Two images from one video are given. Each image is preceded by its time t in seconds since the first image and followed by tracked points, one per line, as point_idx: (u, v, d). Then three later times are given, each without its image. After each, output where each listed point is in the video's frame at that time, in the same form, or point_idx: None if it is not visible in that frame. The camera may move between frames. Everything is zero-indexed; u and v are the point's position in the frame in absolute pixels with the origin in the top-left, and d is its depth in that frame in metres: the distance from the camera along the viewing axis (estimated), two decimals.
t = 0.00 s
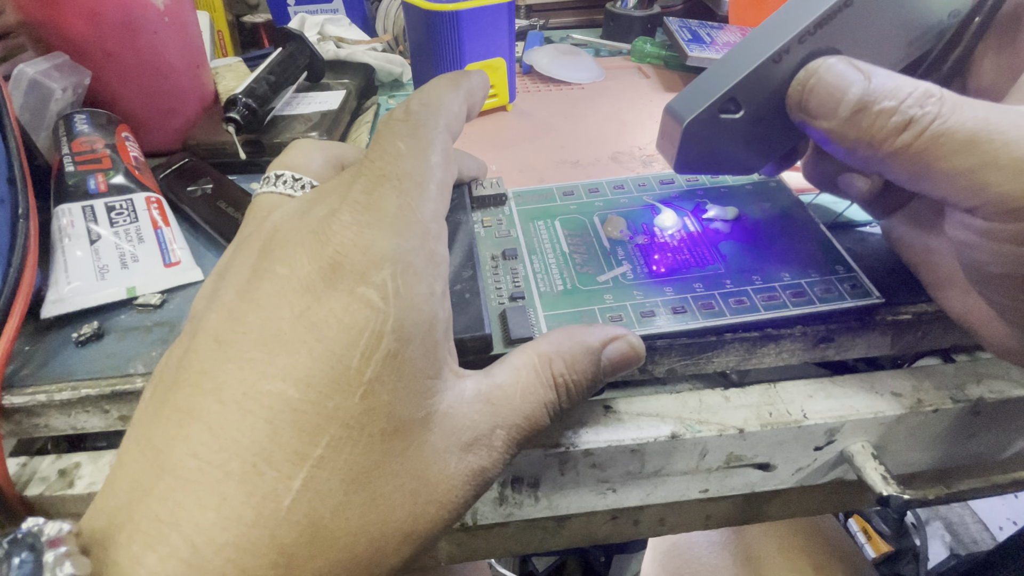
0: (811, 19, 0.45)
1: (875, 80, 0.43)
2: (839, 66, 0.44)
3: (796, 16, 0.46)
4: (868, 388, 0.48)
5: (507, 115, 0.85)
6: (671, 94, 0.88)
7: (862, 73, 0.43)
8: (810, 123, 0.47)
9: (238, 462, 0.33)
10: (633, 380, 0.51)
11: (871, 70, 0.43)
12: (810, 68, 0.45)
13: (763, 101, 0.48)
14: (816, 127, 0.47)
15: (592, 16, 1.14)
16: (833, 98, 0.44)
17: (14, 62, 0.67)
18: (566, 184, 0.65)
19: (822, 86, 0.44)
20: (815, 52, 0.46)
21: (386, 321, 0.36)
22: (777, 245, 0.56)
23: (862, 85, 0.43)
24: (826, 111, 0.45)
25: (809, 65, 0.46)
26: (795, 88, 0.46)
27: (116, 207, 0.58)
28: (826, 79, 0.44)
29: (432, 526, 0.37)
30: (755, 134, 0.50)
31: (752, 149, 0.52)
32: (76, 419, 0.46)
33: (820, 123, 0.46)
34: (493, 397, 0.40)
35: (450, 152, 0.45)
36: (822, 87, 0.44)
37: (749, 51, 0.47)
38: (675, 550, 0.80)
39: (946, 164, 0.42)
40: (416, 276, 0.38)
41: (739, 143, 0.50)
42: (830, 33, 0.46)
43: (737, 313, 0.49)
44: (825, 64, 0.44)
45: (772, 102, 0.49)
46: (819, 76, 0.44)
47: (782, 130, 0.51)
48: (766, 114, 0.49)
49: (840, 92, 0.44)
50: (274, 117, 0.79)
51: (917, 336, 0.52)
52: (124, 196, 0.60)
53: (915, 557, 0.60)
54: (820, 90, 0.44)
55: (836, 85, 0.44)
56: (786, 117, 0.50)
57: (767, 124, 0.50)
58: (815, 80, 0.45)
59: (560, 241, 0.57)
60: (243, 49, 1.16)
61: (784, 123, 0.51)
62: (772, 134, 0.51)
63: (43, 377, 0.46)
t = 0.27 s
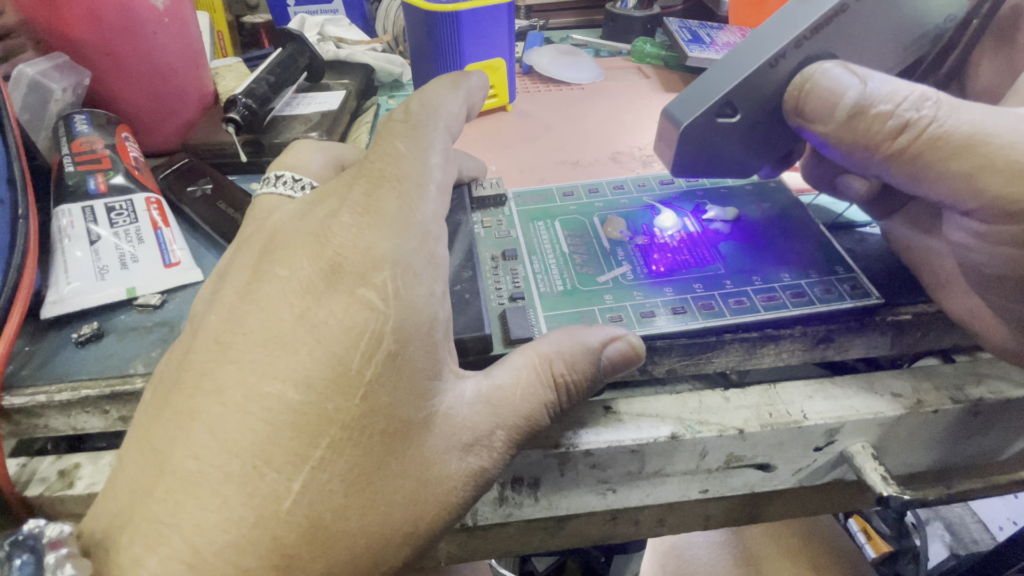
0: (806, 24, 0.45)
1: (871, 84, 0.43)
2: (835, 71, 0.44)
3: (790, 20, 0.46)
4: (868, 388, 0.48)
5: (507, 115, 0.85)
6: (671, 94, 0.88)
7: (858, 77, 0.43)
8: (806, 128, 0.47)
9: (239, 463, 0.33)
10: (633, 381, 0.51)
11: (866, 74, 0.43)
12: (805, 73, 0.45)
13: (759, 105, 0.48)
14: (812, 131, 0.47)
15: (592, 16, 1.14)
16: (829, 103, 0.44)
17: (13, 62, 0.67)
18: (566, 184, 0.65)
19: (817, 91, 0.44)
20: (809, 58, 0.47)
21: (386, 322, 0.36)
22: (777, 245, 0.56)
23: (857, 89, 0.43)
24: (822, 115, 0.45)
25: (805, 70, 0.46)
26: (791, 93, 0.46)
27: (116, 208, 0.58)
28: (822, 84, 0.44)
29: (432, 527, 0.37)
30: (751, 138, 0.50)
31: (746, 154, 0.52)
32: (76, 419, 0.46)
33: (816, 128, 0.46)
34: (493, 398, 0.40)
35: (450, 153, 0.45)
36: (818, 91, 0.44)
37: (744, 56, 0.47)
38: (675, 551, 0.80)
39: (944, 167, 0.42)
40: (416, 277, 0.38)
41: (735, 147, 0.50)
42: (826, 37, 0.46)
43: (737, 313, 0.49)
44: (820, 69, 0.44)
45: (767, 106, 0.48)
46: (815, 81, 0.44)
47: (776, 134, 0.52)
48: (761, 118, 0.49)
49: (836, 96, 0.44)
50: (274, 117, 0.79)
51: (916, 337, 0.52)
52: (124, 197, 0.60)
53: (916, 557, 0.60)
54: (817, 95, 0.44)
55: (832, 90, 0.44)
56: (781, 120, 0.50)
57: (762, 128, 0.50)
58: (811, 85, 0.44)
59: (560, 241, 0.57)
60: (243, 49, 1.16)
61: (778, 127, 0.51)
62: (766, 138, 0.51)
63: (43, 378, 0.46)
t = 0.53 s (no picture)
0: (793, 26, 0.45)
1: (865, 91, 0.42)
2: (831, 75, 0.43)
3: (779, 24, 0.46)
4: (868, 387, 0.48)
5: (507, 115, 0.85)
6: (671, 94, 0.88)
7: (852, 83, 0.42)
8: (797, 131, 0.47)
9: (243, 461, 0.33)
10: (634, 380, 0.51)
11: (860, 80, 0.43)
12: (801, 76, 0.44)
13: (748, 110, 0.48)
14: (805, 137, 0.47)
15: (592, 16, 1.14)
16: (824, 109, 0.43)
17: (15, 62, 0.67)
18: (566, 184, 0.65)
19: (813, 97, 0.43)
20: (798, 61, 0.46)
21: (389, 321, 0.36)
22: (777, 245, 0.56)
23: (851, 97, 0.42)
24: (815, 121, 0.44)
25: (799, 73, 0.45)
26: (784, 98, 0.45)
27: (118, 207, 0.59)
28: (817, 89, 0.43)
29: (435, 525, 0.37)
30: (740, 143, 0.51)
31: (734, 160, 0.52)
32: (78, 418, 0.46)
33: (807, 132, 0.46)
34: (495, 396, 0.40)
35: (451, 152, 0.45)
36: (814, 97, 0.43)
37: (733, 59, 0.47)
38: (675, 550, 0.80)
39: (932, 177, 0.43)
40: (419, 275, 0.38)
41: (723, 152, 0.51)
42: (817, 39, 0.46)
43: (738, 312, 0.49)
44: (817, 72, 0.43)
45: (756, 112, 0.48)
46: (811, 86, 0.43)
47: (768, 137, 0.51)
48: (750, 123, 0.49)
49: (831, 102, 0.43)
50: (275, 117, 0.79)
51: (917, 336, 0.52)
52: (125, 196, 0.60)
53: (916, 556, 0.60)
54: (811, 101, 0.44)
55: (826, 96, 0.43)
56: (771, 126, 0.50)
57: (752, 132, 0.50)
58: (807, 89, 0.44)
59: (561, 240, 0.57)
60: (244, 49, 1.17)
61: (769, 132, 0.51)
62: (756, 143, 0.52)
63: (46, 376, 0.47)
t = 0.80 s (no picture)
0: (773, 34, 0.45)
1: (848, 102, 0.41)
2: (813, 86, 0.42)
3: (761, 30, 0.47)
4: (868, 388, 0.48)
5: (506, 115, 0.85)
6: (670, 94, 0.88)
7: (831, 95, 0.42)
8: (780, 141, 0.47)
9: (240, 462, 0.33)
10: (632, 380, 0.51)
11: (840, 91, 0.42)
12: (780, 88, 0.44)
13: (729, 117, 0.49)
14: (788, 147, 0.46)
15: (592, 16, 1.14)
16: (806, 121, 0.43)
17: (13, 62, 0.67)
18: (565, 184, 0.65)
19: (795, 109, 0.43)
20: (781, 68, 0.47)
21: (388, 322, 0.36)
22: (777, 245, 0.56)
23: (833, 108, 0.42)
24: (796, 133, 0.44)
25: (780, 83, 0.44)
26: (766, 109, 0.45)
27: (116, 207, 0.58)
28: (795, 103, 0.43)
29: (433, 526, 0.37)
30: (724, 148, 0.52)
31: (720, 165, 0.54)
32: (75, 419, 0.46)
33: (790, 142, 0.46)
34: (494, 397, 0.40)
35: (450, 153, 0.45)
36: (796, 109, 0.43)
37: (714, 66, 0.49)
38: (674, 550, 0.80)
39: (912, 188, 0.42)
40: (417, 276, 0.38)
41: (705, 157, 0.52)
42: (800, 44, 0.46)
43: (736, 312, 0.49)
44: (799, 84, 0.43)
45: (737, 119, 0.50)
46: (793, 98, 0.43)
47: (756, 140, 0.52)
48: (732, 130, 0.50)
49: (813, 114, 0.42)
50: (274, 117, 0.79)
51: (916, 336, 0.52)
52: (123, 196, 0.60)
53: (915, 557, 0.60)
54: (790, 113, 0.43)
55: (804, 109, 0.43)
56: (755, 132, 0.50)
57: (737, 136, 0.51)
58: (789, 101, 0.43)
59: (560, 241, 0.57)
60: (243, 49, 1.17)
61: (755, 138, 0.51)
62: (741, 149, 0.52)
63: (43, 377, 0.46)
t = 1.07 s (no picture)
0: (764, 38, 0.45)
1: (841, 108, 0.41)
2: (806, 92, 0.42)
3: (752, 32, 0.46)
4: (868, 387, 0.48)
5: (506, 115, 0.85)
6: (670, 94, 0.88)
7: (824, 99, 0.41)
8: (773, 147, 0.46)
9: (241, 462, 0.33)
10: (633, 380, 0.51)
11: (833, 95, 0.41)
12: (773, 93, 0.43)
13: (718, 120, 0.49)
14: (781, 153, 0.46)
15: (592, 16, 1.14)
16: (798, 128, 0.42)
17: (14, 62, 0.67)
18: (565, 184, 0.65)
19: (788, 116, 0.43)
20: (769, 71, 0.47)
21: (389, 321, 0.36)
22: (777, 244, 0.56)
23: (825, 115, 0.41)
24: (790, 138, 0.43)
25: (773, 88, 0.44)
26: (758, 115, 0.45)
27: (116, 208, 0.58)
28: (790, 108, 0.42)
29: (434, 526, 0.37)
30: (713, 150, 0.52)
31: (707, 167, 0.54)
32: (75, 419, 0.46)
33: (784, 149, 0.45)
34: (495, 396, 0.40)
35: (450, 153, 0.45)
36: (789, 115, 0.42)
37: (704, 69, 0.48)
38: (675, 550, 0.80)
39: (904, 194, 0.42)
40: (418, 276, 0.38)
41: (696, 160, 0.52)
42: (791, 48, 0.46)
43: (736, 311, 0.49)
44: (791, 89, 0.42)
45: (726, 122, 0.50)
46: (785, 104, 0.42)
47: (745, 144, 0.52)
48: (721, 133, 0.50)
49: (805, 120, 0.42)
50: (274, 117, 0.79)
51: (916, 336, 0.52)
52: (124, 196, 0.60)
53: (915, 557, 0.60)
54: (784, 118, 0.43)
55: (800, 114, 0.42)
56: (744, 134, 0.51)
57: (728, 139, 0.51)
58: (782, 108, 0.43)
59: (561, 240, 0.57)
60: (243, 50, 1.17)
61: (744, 141, 0.51)
62: (730, 151, 0.52)
63: (43, 377, 0.46)
